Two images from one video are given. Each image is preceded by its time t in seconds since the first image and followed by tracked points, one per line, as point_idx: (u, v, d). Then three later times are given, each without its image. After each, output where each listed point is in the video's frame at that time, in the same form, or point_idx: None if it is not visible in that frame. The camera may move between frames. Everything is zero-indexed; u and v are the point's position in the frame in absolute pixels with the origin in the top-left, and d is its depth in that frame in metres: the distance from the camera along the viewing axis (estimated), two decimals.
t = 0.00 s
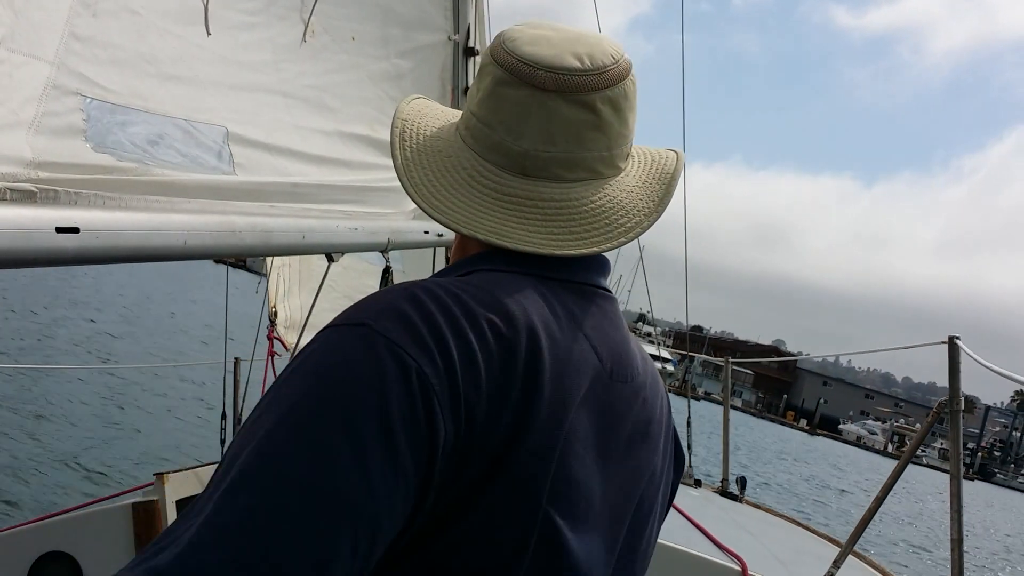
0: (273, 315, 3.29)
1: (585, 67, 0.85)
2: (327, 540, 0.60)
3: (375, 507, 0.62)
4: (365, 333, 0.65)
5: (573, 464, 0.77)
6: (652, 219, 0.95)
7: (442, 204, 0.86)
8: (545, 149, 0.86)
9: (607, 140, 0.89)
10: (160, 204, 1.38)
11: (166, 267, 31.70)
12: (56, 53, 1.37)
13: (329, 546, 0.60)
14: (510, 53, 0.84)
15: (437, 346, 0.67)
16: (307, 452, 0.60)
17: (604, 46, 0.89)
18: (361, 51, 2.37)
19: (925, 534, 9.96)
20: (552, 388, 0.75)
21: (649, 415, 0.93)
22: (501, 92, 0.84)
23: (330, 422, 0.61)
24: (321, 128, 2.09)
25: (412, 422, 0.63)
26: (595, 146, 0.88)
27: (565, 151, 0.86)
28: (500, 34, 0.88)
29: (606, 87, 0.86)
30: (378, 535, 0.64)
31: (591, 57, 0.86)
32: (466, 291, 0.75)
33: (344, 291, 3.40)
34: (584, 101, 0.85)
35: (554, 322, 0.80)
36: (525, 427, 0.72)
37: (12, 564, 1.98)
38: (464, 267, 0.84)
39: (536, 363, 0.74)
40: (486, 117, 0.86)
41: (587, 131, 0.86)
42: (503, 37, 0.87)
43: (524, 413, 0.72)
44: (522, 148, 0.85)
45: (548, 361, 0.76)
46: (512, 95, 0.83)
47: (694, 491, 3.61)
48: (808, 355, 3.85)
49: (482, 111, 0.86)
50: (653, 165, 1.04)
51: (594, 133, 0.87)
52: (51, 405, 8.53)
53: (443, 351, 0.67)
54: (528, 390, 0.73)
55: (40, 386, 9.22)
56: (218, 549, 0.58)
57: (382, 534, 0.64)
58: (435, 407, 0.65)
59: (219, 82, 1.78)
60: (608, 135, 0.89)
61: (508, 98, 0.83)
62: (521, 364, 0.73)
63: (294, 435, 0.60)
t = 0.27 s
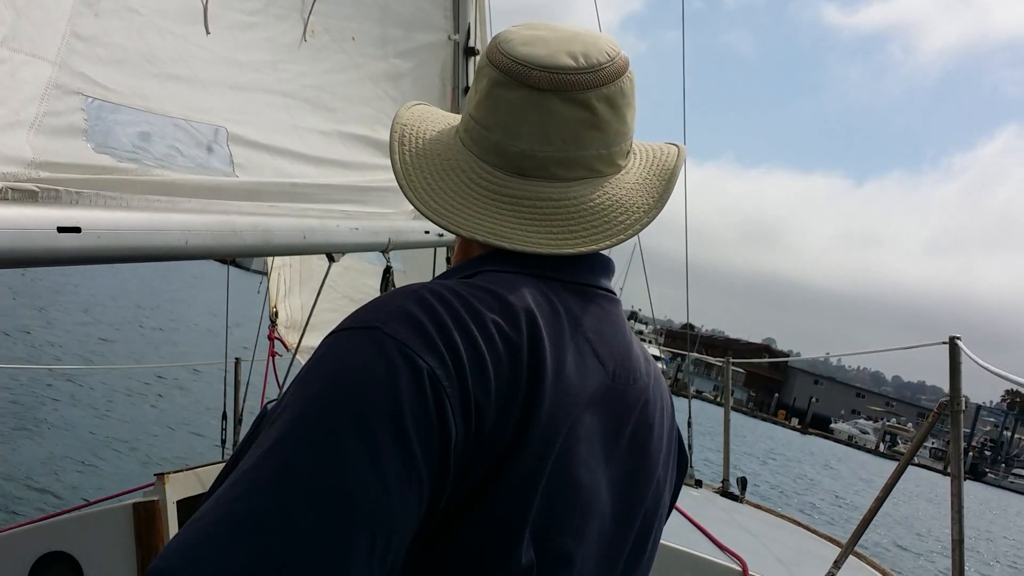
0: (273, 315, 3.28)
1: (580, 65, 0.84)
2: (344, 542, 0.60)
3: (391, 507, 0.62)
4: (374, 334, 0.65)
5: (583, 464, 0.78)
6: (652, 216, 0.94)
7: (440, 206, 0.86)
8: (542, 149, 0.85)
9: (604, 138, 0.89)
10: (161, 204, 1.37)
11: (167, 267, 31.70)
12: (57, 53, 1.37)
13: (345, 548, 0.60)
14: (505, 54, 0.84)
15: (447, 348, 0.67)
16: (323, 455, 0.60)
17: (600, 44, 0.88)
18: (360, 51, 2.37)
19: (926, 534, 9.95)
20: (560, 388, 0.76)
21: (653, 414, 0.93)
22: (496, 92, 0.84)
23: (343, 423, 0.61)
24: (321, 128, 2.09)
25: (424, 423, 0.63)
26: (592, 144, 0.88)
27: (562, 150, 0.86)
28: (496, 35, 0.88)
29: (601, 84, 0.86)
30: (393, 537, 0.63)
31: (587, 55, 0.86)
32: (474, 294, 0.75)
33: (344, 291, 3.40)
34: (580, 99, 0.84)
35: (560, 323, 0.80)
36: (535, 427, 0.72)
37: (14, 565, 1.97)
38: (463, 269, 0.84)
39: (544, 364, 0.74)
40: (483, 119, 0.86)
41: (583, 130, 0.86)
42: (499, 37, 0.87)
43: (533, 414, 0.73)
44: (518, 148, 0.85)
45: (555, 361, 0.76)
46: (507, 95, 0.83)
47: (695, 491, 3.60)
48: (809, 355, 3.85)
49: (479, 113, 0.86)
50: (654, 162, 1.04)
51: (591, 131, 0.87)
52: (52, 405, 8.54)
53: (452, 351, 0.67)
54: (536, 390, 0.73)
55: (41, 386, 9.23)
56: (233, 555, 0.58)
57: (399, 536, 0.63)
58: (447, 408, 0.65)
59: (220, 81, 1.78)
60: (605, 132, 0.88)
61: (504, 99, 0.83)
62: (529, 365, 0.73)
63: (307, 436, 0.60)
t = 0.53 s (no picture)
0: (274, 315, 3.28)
1: (575, 64, 0.85)
2: (352, 538, 0.60)
3: (398, 503, 0.62)
4: (375, 331, 0.65)
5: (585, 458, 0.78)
6: (650, 212, 0.93)
7: (437, 205, 0.86)
8: (538, 147, 0.85)
9: (600, 136, 0.89)
10: (159, 204, 1.38)
11: (168, 267, 31.74)
12: (55, 54, 1.38)
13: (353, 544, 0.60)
14: (500, 53, 0.84)
15: (448, 344, 0.67)
16: (328, 452, 0.60)
17: (594, 43, 0.88)
18: (361, 51, 2.37)
19: (927, 534, 9.93)
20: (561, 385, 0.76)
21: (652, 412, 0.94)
22: (492, 91, 0.84)
23: (347, 419, 0.61)
24: (321, 128, 2.09)
25: (427, 418, 0.64)
26: (588, 142, 0.88)
27: (557, 148, 0.86)
28: (491, 37, 0.89)
29: (596, 82, 0.86)
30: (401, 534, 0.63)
31: (581, 54, 0.86)
32: (475, 292, 0.75)
33: (344, 291, 3.40)
34: (575, 97, 0.84)
35: (560, 319, 0.80)
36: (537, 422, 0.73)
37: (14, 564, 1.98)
38: (459, 269, 0.84)
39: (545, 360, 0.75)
40: (478, 118, 0.86)
41: (579, 127, 0.86)
42: (493, 38, 0.88)
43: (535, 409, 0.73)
44: (514, 147, 0.85)
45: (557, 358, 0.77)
46: (502, 94, 0.84)
47: (696, 491, 3.59)
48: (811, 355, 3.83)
49: (475, 113, 0.86)
50: (652, 159, 1.03)
51: (586, 129, 0.87)
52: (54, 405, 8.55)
53: (453, 347, 0.68)
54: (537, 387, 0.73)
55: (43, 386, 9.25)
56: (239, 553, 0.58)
57: (405, 532, 0.63)
58: (450, 404, 0.65)
59: (219, 82, 1.78)
60: (601, 130, 0.88)
61: (499, 98, 0.84)
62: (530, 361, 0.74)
63: (311, 432, 0.60)
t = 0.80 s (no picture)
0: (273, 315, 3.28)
1: (574, 64, 0.85)
2: (366, 544, 0.60)
3: (410, 508, 0.62)
4: (383, 337, 0.65)
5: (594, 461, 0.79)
6: (649, 211, 0.94)
7: (439, 208, 0.86)
8: (538, 148, 0.85)
9: (600, 136, 0.89)
10: (160, 204, 1.38)
11: (167, 267, 31.70)
12: (55, 54, 1.38)
13: (368, 551, 0.60)
14: (499, 54, 0.84)
15: (456, 349, 0.68)
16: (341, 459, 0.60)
17: (593, 43, 0.88)
18: (360, 51, 2.37)
19: (926, 533, 9.93)
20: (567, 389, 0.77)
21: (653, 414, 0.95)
22: (491, 93, 0.84)
23: (358, 426, 0.61)
24: (321, 129, 2.10)
25: (438, 422, 0.64)
26: (588, 142, 0.88)
27: (558, 149, 0.86)
28: (488, 37, 0.89)
29: (596, 83, 0.86)
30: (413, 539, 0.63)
31: (580, 54, 0.86)
32: (481, 297, 0.75)
33: (344, 291, 3.40)
34: (575, 98, 0.85)
35: (565, 324, 0.81)
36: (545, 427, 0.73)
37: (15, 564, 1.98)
38: (461, 272, 0.84)
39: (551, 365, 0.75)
40: (478, 120, 0.86)
41: (579, 128, 0.86)
42: (491, 38, 0.88)
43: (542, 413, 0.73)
44: (514, 149, 0.85)
45: (564, 362, 0.77)
46: (501, 96, 0.83)
47: (695, 491, 3.60)
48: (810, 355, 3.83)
49: (474, 114, 0.86)
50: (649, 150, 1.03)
51: (586, 129, 0.87)
52: (52, 405, 8.54)
53: (461, 352, 0.68)
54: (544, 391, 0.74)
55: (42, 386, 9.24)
56: (254, 562, 0.58)
57: (417, 538, 0.64)
58: (459, 410, 0.66)
59: (219, 82, 1.78)
60: (601, 130, 0.88)
61: (500, 100, 0.84)
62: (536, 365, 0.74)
63: (323, 439, 0.60)
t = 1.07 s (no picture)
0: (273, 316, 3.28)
1: (585, 60, 0.85)
2: (366, 553, 0.60)
3: (410, 516, 0.62)
4: (384, 344, 0.65)
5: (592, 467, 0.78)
6: (656, 210, 0.94)
7: (448, 201, 0.85)
8: (549, 144, 0.85)
9: (608, 133, 0.89)
10: (161, 204, 1.37)
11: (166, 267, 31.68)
12: (56, 53, 1.38)
13: (367, 560, 0.60)
14: (510, 49, 0.84)
15: (455, 354, 0.67)
16: (339, 467, 0.60)
17: (601, 41, 0.89)
18: (361, 51, 2.37)
19: (925, 532, 9.94)
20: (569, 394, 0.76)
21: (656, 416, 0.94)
22: (501, 88, 0.84)
23: (357, 434, 0.60)
24: (321, 129, 2.09)
25: (437, 429, 0.64)
26: (597, 139, 0.88)
27: (567, 145, 0.86)
28: (496, 32, 0.88)
29: (606, 80, 0.86)
30: (414, 546, 0.63)
31: (590, 51, 0.87)
32: (482, 301, 0.75)
33: (343, 291, 3.40)
34: (586, 94, 0.85)
35: (566, 328, 0.80)
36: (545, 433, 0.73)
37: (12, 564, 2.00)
38: (470, 270, 0.84)
39: (552, 370, 0.75)
40: (487, 115, 0.86)
41: (589, 125, 0.86)
42: (500, 34, 0.88)
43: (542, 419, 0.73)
44: (525, 144, 0.85)
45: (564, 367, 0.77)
46: (512, 90, 0.83)
47: (695, 491, 3.60)
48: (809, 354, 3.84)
49: (483, 110, 0.86)
50: (650, 153, 1.03)
51: (596, 126, 0.87)
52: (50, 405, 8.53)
53: (462, 358, 0.68)
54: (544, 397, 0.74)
55: (41, 386, 9.24)
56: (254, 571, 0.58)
57: (418, 545, 0.63)
58: (459, 415, 0.65)
59: (219, 81, 1.78)
60: (609, 127, 0.89)
61: (510, 94, 0.83)
62: (536, 370, 0.74)
63: (322, 447, 0.60)
